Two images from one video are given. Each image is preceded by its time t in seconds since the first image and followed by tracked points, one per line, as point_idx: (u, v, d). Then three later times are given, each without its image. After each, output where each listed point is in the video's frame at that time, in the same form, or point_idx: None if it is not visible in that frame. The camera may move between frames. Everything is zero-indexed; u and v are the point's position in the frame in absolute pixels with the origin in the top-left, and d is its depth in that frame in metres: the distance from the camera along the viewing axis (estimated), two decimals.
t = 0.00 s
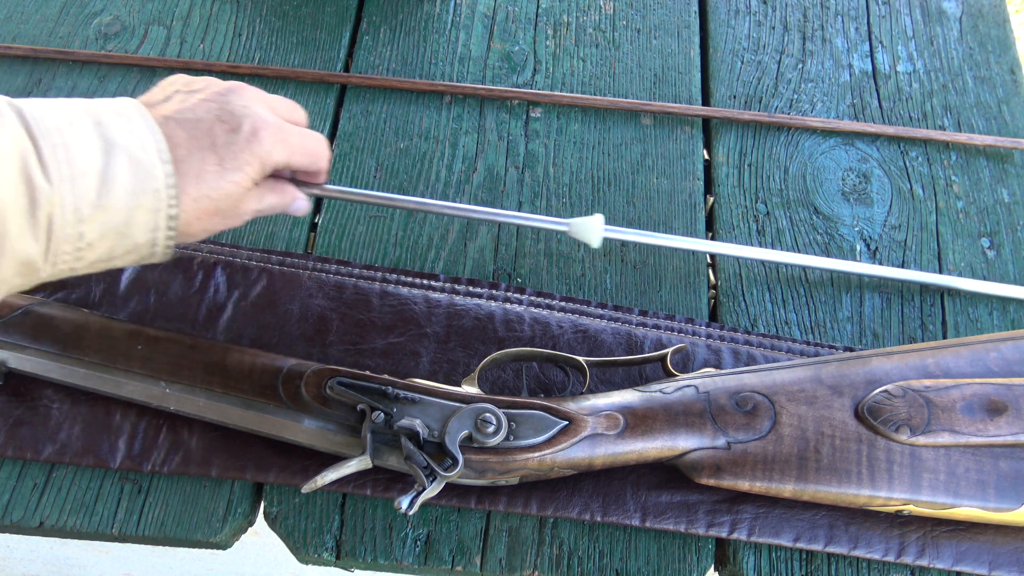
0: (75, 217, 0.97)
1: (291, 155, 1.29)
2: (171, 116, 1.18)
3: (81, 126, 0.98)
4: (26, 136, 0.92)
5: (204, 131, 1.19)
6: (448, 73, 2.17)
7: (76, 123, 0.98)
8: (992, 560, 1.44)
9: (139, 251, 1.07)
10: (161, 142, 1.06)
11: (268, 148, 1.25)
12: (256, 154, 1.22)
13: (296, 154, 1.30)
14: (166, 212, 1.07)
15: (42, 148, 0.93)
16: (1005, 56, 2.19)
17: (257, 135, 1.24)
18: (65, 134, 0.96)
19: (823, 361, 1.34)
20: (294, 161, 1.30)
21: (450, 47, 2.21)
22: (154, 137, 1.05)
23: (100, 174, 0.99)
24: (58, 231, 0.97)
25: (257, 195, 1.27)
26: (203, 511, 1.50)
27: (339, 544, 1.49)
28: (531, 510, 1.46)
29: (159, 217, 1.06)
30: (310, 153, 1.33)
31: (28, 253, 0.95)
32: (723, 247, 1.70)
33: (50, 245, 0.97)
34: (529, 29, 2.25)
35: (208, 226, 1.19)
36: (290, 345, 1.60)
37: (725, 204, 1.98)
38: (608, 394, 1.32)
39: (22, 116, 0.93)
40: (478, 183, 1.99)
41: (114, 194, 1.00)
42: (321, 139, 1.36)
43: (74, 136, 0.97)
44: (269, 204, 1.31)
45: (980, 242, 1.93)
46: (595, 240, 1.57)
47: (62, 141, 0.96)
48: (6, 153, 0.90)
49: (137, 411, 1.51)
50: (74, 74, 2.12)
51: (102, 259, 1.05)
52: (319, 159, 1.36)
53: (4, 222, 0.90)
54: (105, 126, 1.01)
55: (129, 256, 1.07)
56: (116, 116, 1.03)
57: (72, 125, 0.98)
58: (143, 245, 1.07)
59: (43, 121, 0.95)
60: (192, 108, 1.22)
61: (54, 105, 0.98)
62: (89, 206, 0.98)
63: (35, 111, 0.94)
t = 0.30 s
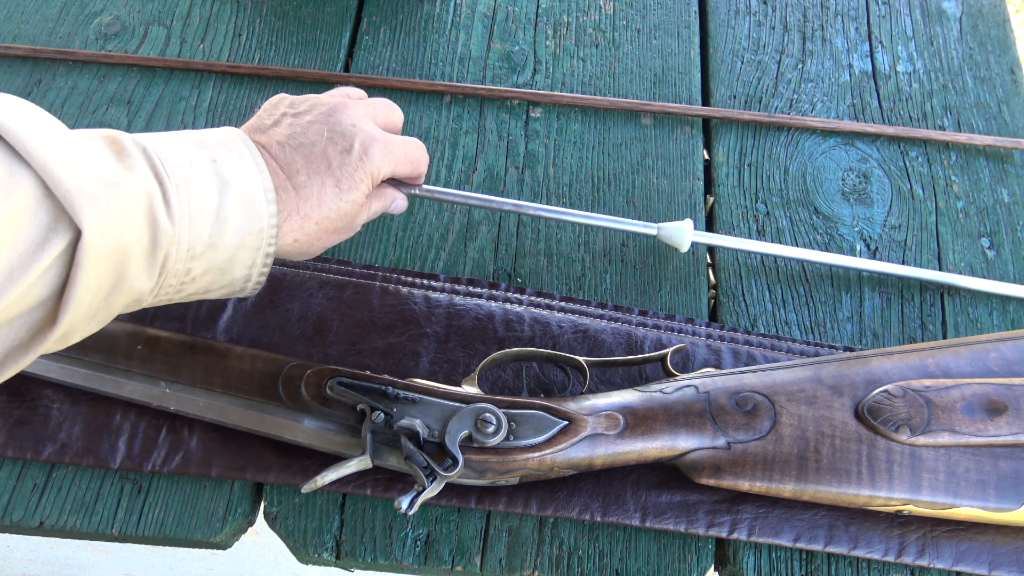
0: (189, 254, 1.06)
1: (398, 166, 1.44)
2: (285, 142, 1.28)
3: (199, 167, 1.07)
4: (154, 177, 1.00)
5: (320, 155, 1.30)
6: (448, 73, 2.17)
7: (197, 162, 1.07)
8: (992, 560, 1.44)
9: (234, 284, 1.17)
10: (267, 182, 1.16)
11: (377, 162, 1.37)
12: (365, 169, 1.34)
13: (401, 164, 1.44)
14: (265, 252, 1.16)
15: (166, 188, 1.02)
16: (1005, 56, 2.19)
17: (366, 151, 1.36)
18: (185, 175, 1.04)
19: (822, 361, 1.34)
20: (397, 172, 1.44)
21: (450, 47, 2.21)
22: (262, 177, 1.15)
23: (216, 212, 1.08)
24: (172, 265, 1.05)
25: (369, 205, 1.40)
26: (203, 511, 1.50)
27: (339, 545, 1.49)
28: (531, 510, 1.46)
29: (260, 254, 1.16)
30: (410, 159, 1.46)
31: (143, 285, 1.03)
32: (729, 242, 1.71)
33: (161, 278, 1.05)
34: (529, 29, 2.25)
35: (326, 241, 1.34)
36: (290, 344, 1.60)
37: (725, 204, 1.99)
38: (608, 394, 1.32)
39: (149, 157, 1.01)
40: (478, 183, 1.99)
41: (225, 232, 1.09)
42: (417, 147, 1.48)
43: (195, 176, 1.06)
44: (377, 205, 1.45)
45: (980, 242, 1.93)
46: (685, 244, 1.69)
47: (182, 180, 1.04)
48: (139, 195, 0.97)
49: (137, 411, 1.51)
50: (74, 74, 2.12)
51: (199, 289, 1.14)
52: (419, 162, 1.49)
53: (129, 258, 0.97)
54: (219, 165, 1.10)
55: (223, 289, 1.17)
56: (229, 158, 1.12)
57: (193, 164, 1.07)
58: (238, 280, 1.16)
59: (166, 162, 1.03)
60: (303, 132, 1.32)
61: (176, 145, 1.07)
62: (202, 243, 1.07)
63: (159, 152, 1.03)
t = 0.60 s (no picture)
0: (169, 299, 1.03)
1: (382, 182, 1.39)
2: (267, 175, 1.25)
3: (179, 210, 1.04)
4: (130, 223, 0.97)
5: (303, 185, 1.27)
6: (448, 73, 2.17)
7: (176, 205, 1.04)
8: (991, 560, 1.44)
9: (220, 326, 1.14)
10: (250, 220, 1.13)
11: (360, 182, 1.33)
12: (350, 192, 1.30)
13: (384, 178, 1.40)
14: (251, 292, 1.13)
15: (143, 233, 0.99)
16: (1005, 56, 2.19)
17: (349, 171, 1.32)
18: (164, 219, 1.02)
19: (823, 361, 1.34)
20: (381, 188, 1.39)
21: (450, 47, 2.21)
22: (245, 216, 1.12)
23: (197, 256, 1.05)
24: (152, 312, 1.02)
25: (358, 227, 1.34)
26: (203, 511, 1.50)
27: (339, 545, 1.49)
28: (531, 509, 1.46)
29: (245, 295, 1.13)
30: (391, 171, 1.41)
31: (121, 334, 1.00)
32: (726, 240, 1.77)
33: (140, 325, 1.02)
34: (529, 29, 2.25)
35: (319, 273, 1.30)
36: (290, 344, 1.60)
37: (725, 204, 1.99)
38: (608, 394, 1.32)
39: (124, 202, 0.99)
40: (478, 183, 1.99)
41: (206, 275, 1.06)
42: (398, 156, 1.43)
43: (175, 218, 1.03)
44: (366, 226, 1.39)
45: (980, 242, 1.93)
46: (668, 238, 1.77)
47: (160, 225, 1.01)
48: (112, 242, 0.94)
49: (137, 411, 1.51)
50: (74, 74, 2.12)
51: (183, 333, 1.11)
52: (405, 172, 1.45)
53: (102, 308, 0.94)
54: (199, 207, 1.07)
55: (210, 331, 1.14)
56: (213, 198, 1.10)
57: (173, 207, 1.04)
58: (225, 322, 1.14)
59: (143, 206, 1.01)
60: (284, 163, 1.28)
61: (154, 188, 1.04)
62: (183, 287, 1.04)
63: (136, 196, 1.01)
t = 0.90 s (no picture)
0: (37, 248, 1.06)
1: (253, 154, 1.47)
2: (125, 137, 1.25)
3: (36, 160, 1.06)
4: None
5: (162, 147, 1.27)
6: (448, 73, 2.17)
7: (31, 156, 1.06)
8: (991, 560, 1.44)
9: (102, 274, 1.16)
10: (117, 166, 1.15)
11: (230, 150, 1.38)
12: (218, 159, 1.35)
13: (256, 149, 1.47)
14: (128, 237, 1.16)
15: None
16: (1005, 56, 2.19)
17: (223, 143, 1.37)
18: (22, 172, 1.04)
19: (823, 361, 1.34)
20: (248, 155, 1.44)
21: (450, 47, 2.21)
22: (111, 162, 1.14)
23: (60, 203, 1.07)
24: (21, 261, 1.05)
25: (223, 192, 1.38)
26: (203, 511, 1.50)
27: (339, 545, 1.49)
28: (531, 510, 1.46)
29: (121, 240, 1.15)
30: (259, 140, 1.46)
31: None
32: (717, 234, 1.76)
33: (11, 276, 1.05)
34: (529, 29, 2.25)
35: (176, 237, 1.29)
36: (290, 345, 1.60)
37: (725, 204, 1.99)
38: (608, 394, 1.32)
39: None
40: (478, 183, 1.99)
41: (74, 221, 1.08)
42: (267, 129, 1.51)
43: (34, 169, 1.05)
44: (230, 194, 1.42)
45: (980, 242, 1.93)
46: (668, 234, 1.77)
47: (17, 177, 1.04)
48: None
49: (137, 410, 1.51)
50: (74, 74, 2.12)
51: (64, 284, 1.14)
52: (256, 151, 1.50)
53: None
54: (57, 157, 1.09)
55: (93, 279, 1.16)
56: (75, 151, 1.11)
57: (30, 160, 1.06)
58: (105, 268, 1.16)
59: None
60: (143, 127, 1.29)
61: (9, 141, 1.06)
62: (52, 236, 1.07)
63: None
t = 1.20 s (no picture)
0: None
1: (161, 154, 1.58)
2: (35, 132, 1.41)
3: None
4: None
5: (57, 139, 1.41)
6: (448, 73, 2.17)
7: None
8: (991, 560, 1.44)
9: (27, 255, 1.40)
10: (34, 157, 1.37)
11: (131, 143, 1.48)
12: (113, 151, 1.45)
13: (163, 148, 1.57)
14: (50, 221, 1.39)
15: None
16: (1005, 56, 2.19)
17: (122, 136, 1.47)
18: None
19: (823, 361, 1.34)
20: (153, 152, 1.54)
21: (450, 47, 2.21)
22: (28, 153, 1.36)
23: None
24: None
25: (135, 187, 1.53)
26: (203, 511, 1.50)
27: (339, 545, 1.49)
28: (531, 510, 1.46)
29: (46, 225, 1.38)
30: (167, 142, 1.57)
31: None
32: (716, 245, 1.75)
33: None
34: (529, 29, 2.25)
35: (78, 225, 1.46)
36: (290, 345, 1.60)
37: (725, 204, 1.98)
38: (608, 394, 1.32)
39: None
40: (478, 183, 1.99)
41: None
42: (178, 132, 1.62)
43: None
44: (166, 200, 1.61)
45: (980, 242, 1.93)
46: (663, 245, 1.74)
47: None
48: None
49: (137, 410, 1.51)
50: (74, 74, 2.12)
51: None
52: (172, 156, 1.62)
53: None
54: None
55: (19, 262, 1.40)
56: None
57: None
58: (32, 252, 1.40)
59: None
60: (47, 121, 1.43)
61: None
62: None
63: None
